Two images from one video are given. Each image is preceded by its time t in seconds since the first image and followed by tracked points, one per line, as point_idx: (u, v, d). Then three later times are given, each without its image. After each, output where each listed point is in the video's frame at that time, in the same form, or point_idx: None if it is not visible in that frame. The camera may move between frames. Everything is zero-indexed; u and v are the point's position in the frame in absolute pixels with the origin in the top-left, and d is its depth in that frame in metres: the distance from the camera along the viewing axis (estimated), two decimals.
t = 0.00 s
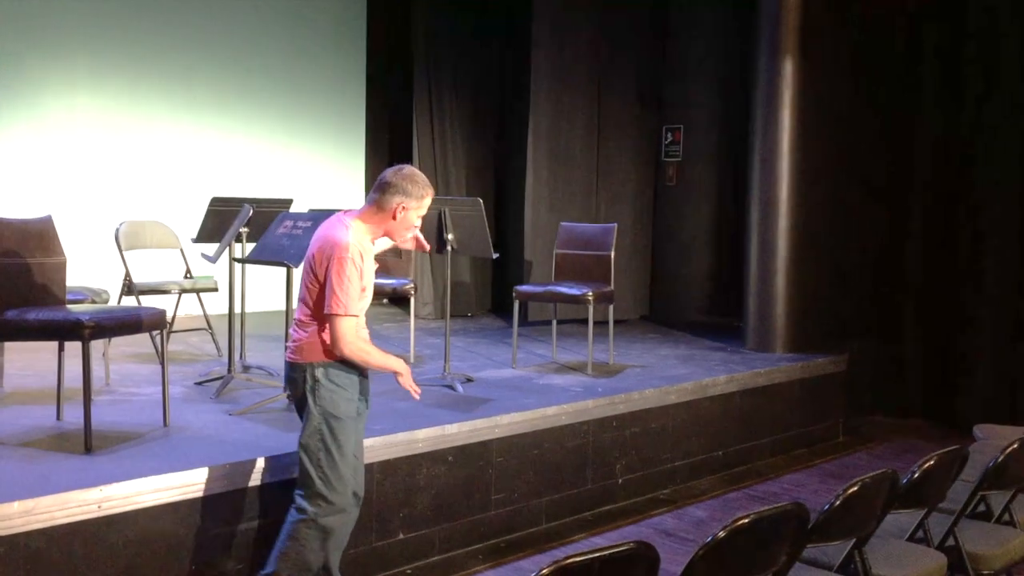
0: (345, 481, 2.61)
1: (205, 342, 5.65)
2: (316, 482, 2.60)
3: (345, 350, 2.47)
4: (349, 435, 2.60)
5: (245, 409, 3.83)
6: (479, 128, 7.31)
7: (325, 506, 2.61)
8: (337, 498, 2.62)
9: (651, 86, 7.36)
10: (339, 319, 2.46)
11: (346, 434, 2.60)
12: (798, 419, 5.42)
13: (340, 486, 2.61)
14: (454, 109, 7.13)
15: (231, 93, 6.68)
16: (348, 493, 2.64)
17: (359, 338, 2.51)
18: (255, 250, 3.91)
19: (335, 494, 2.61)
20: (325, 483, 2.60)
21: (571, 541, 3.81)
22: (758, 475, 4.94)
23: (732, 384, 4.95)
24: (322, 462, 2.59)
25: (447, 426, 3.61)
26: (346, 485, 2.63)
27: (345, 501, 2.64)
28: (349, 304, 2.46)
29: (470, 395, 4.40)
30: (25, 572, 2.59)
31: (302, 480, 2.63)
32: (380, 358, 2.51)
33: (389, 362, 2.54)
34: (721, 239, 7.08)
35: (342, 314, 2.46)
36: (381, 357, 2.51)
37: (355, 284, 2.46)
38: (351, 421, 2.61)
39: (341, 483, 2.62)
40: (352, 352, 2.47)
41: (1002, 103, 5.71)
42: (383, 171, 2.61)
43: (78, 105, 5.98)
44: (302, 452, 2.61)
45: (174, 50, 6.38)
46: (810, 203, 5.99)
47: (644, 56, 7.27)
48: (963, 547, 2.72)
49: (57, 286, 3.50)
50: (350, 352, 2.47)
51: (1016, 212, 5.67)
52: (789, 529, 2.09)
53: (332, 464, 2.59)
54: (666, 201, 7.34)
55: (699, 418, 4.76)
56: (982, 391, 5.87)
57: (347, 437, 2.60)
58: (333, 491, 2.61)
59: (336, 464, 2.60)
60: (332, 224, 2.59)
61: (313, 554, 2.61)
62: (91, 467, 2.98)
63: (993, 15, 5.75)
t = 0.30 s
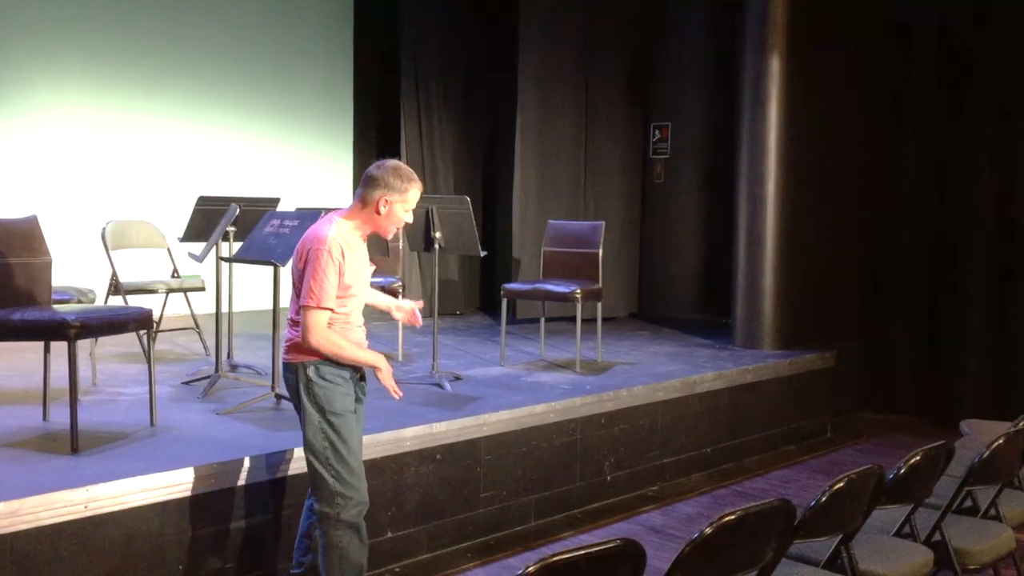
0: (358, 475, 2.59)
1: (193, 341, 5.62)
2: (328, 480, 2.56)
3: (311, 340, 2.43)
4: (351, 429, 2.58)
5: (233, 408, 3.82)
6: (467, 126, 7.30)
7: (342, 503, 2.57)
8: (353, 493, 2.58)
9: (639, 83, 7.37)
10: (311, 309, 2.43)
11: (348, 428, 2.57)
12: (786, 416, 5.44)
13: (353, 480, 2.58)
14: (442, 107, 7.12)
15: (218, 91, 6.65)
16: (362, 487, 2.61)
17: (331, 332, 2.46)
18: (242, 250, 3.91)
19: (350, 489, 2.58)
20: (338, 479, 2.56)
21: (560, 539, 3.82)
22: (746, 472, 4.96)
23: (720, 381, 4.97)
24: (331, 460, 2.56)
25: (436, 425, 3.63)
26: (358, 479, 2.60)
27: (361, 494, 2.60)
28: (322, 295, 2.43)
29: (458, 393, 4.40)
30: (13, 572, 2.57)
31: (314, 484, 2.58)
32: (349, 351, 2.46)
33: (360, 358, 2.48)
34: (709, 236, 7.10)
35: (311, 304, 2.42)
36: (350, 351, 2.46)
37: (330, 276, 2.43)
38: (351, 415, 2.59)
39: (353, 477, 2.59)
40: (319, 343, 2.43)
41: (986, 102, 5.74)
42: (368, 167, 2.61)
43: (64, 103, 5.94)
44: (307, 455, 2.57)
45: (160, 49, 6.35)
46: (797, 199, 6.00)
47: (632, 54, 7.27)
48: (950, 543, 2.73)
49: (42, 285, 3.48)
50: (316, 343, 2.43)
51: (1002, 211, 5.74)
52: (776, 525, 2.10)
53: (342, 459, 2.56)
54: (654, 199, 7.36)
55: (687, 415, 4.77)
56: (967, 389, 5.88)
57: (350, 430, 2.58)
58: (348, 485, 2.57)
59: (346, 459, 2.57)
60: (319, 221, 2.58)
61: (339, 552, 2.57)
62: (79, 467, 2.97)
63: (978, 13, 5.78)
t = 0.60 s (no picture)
0: (359, 482, 2.48)
1: (181, 341, 5.60)
2: (327, 487, 2.45)
3: (305, 335, 2.36)
4: (354, 436, 2.47)
5: (221, 408, 3.81)
6: (455, 125, 7.30)
7: (343, 512, 2.46)
8: (354, 502, 2.47)
9: (627, 81, 7.37)
10: (304, 303, 2.36)
11: (350, 434, 2.46)
12: (774, 412, 5.45)
13: (353, 488, 2.47)
14: (430, 106, 7.11)
15: (205, 91, 6.63)
16: (363, 495, 2.50)
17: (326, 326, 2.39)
18: (229, 249, 3.90)
19: (350, 497, 2.47)
20: (338, 487, 2.45)
21: (549, 536, 3.82)
22: (736, 468, 4.97)
23: (709, 378, 4.98)
24: (331, 466, 2.45)
25: (425, 424, 3.62)
26: (360, 487, 2.49)
27: (363, 504, 2.49)
28: (315, 288, 2.36)
29: (447, 391, 4.39)
30: None
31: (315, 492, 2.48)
32: (345, 345, 2.38)
33: (358, 351, 2.40)
34: (698, 234, 7.11)
35: (305, 297, 2.35)
36: (346, 344, 2.38)
37: (324, 269, 2.36)
38: (354, 420, 2.48)
39: (354, 485, 2.48)
40: (312, 337, 2.35)
41: (974, 100, 5.77)
42: (364, 160, 2.53)
43: (50, 103, 5.91)
44: (307, 461, 2.47)
45: (146, 48, 6.32)
46: (786, 196, 6.01)
47: (620, 52, 7.28)
48: (937, 537, 2.74)
49: (27, 284, 3.46)
50: (309, 337, 2.35)
51: (989, 205, 5.73)
52: (764, 521, 2.10)
53: (342, 466, 2.45)
54: (643, 197, 7.37)
55: (676, 412, 4.78)
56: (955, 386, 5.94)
57: (352, 436, 2.47)
58: (347, 494, 2.46)
59: (346, 466, 2.46)
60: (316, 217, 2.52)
61: (336, 563, 2.46)
62: (65, 467, 2.95)
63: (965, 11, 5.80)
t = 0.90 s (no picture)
0: (355, 491, 2.44)
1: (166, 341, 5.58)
2: (322, 494, 2.43)
3: (300, 329, 2.30)
4: (352, 444, 2.44)
5: (207, 408, 3.79)
6: (442, 124, 7.29)
7: (337, 519, 2.43)
8: (349, 510, 2.44)
9: (613, 80, 7.37)
10: (299, 296, 2.31)
11: (348, 442, 2.43)
12: (761, 410, 5.47)
13: (349, 496, 2.44)
14: (417, 105, 7.10)
15: (190, 91, 6.60)
16: (359, 504, 2.47)
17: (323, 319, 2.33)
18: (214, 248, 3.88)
19: (345, 505, 2.44)
20: (333, 493, 2.43)
21: (537, 535, 3.82)
22: (723, 466, 4.98)
23: (695, 375, 4.99)
24: (327, 472, 2.43)
25: (412, 423, 3.60)
26: (356, 495, 2.46)
27: (358, 511, 2.46)
28: (310, 280, 2.31)
29: (434, 390, 4.39)
30: None
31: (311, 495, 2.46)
32: (342, 335, 2.32)
33: (356, 341, 2.34)
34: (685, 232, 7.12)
35: (298, 289, 2.30)
36: (343, 335, 2.32)
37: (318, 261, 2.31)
38: (355, 428, 2.44)
39: (350, 493, 2.44)
40: (308, 330, 2.30)
41: (964, 99, 5.78)
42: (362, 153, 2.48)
43: (32, 103, 5.86)
44: (305, 464, 2.45)
45: (131, 48, 6.30)
46: (772, 194, 6.02)
47: (606, 50, 7.28)
48: (923, 533, 2.76)
49: (10, 284, 3.44)
50: (305, 329, 2.30)
51: (975, 202, 5.76)
52: (750, 517, 2.10)
53: (339, 474, 2.43)
54: (630, 195, 7.38)
55: (663, 410, 4.78)
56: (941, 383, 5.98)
57: (351, 445, 2.43)
58: (342, 502, 2.43)
59: (343, 474, 2.43)
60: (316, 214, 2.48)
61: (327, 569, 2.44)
62: (50, 469, 2.94)
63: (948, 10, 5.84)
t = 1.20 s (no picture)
0: (341, 498, 2.39)
1: (149, 341, 5.55)
2: (308, 499, 2.40)
3: (285, 323, 2.27)
4: (339, 450, 2.39)
5: (190, 408, 3.78)
6: (426, 123, 7.28)
7: (323, 524, 2.40)
8: (335, 517, 2.40)
9: (598, 79, 7.38)
10: (284, 293, 2.28)
11: (334, 449, 2.38)
12: (745, 408, 5.48)
13: (336, 502, 2.40)
14: (401, 104, 7.09)
15: (172, 90, 6.57)
16: (347, 511, 2.42)
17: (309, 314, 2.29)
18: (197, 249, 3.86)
19: (331, 513, 2.39)
20: (319, 499, 2.39)
21: (522, 534, 3.83)
22: (708, 464, 5.00)
23: (680, 374, 5.00)
24: (313, 478, 2.39)
25: (397, 423, 3.59)
26: (344, 502, 2.41)
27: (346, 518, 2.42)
28: (293, 276, 2.28)
29: (418, 389, 4.38)
30: None
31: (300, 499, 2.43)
32: (328, 328, 2.27)
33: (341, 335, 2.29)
34: (670, 231, 7.14)
35: (280, 286, 2.29)
36: (329, 327, 2.27)
37: (302, 255, 2.30)
38: (342, 435, 2.39)
39: (336, 500, 2.40)
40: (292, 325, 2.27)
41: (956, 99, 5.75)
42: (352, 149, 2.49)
43: (13, 101, 5.81)
44: (294, 468, 2.42)
45: (114, 48, 6.26)
46: (756, 193, 6.04)
47: (591, 50, 7.29)
48: (905, 531, 2.77)
49: None
50: (289, 323, 2.27)
51: (953, 199, 5.80)
52: (733, 516, 2.11)
53: (324, 480, 2.38)
54: (615, 194, 7.39)
55: (647, 408, 4.79)
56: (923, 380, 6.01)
57: (338, 451, 2.38)
58: (327, 508, 2.39)
59: (329, 481, 2.39)
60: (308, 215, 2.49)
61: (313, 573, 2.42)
62: (32, 470, 2.92)
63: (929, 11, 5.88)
